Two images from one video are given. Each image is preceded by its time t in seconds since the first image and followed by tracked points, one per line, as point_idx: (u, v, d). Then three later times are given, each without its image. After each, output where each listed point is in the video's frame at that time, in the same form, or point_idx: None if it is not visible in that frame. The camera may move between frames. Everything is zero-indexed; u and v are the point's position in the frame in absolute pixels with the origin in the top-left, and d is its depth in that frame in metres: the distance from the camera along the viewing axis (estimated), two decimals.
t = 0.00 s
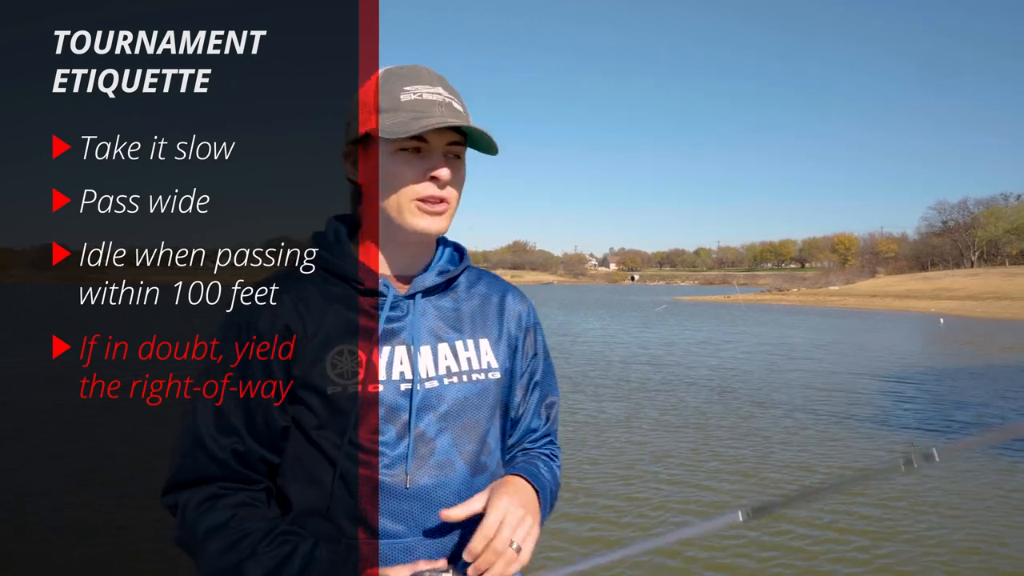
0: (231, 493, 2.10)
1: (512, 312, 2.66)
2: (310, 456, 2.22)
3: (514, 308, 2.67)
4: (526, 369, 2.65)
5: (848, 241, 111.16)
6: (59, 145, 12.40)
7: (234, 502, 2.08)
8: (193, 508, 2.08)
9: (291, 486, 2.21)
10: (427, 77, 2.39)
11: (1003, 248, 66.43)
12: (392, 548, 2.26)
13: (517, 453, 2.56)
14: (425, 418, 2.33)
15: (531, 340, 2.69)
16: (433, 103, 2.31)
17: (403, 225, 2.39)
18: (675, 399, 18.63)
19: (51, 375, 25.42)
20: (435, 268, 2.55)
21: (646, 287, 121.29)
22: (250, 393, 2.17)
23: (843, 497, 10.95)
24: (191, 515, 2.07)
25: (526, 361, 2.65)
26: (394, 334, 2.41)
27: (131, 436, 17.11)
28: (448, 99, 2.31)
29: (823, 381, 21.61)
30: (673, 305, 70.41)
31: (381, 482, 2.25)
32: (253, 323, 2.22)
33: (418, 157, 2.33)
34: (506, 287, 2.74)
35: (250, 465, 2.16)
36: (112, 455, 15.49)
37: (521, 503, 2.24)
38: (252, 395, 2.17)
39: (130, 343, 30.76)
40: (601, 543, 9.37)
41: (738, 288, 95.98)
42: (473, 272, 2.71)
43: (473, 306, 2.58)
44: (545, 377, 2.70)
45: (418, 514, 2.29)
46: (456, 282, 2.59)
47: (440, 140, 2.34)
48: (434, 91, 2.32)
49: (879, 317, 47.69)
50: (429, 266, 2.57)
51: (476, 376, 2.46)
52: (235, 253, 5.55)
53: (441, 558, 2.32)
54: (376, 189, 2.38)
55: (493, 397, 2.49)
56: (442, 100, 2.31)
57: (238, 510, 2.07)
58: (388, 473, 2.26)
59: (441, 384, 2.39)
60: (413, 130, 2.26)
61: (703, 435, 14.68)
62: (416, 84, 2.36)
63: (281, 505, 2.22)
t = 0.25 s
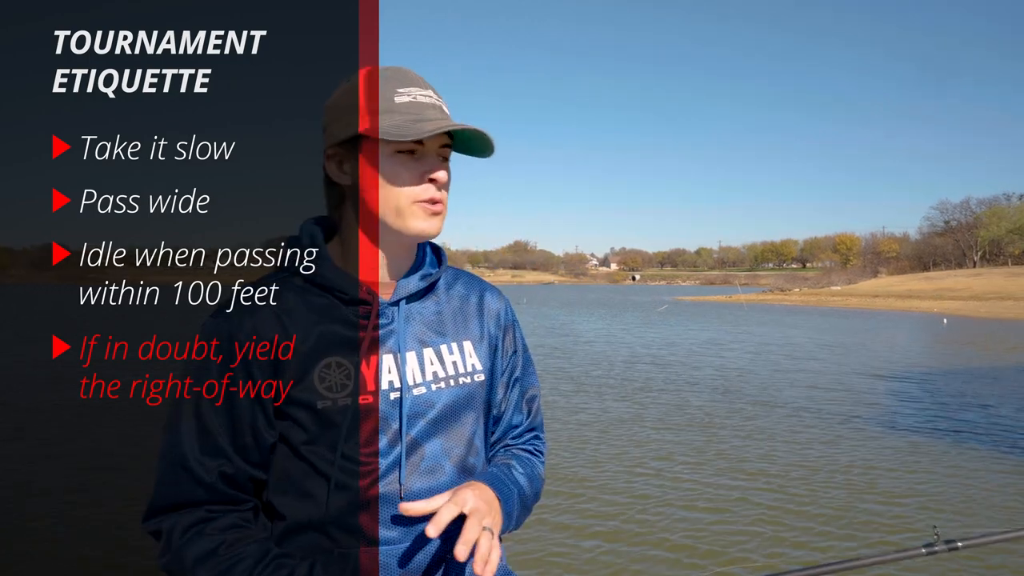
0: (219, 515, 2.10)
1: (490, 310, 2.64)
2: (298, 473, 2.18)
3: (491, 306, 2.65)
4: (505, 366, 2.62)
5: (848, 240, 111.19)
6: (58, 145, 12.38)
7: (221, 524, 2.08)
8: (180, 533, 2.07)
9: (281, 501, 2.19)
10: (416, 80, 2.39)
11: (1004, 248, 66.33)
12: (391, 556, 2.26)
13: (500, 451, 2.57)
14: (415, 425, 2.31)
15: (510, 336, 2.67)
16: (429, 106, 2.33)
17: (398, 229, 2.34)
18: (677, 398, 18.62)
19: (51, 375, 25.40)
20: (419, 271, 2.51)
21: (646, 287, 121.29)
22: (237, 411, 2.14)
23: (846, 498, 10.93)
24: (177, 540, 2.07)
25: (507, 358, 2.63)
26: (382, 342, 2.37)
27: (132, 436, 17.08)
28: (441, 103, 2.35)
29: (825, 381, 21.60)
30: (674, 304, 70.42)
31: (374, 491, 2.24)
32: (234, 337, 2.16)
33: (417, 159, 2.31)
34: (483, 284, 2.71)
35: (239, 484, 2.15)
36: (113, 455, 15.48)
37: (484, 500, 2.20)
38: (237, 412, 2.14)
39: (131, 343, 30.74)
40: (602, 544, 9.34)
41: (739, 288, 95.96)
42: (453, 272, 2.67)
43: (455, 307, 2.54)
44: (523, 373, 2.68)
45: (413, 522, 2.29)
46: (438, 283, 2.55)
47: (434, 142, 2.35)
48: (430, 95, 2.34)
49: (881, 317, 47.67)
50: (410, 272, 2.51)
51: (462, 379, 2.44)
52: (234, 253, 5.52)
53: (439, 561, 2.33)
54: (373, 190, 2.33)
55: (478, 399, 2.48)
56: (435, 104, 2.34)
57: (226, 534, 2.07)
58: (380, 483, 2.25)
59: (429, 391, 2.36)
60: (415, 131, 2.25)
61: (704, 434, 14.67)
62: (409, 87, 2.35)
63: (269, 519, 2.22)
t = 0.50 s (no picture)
0: (230, 501, 2.09)
1: (507, 314, 2.55)
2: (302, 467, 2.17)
3: (509, 311, 2.56)
4: (522, 373, 2.52)
5: (849, 240, 111.20)
6: (60, 145, 12.38)
7: (232, 511, 2.07)
8: (190, 520, 2.05)
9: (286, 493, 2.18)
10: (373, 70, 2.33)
11: (1004, 248, 66.31)
12: (384, 558, 2.23)
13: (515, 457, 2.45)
14: (414, 426, 2.29)
15: (528, 343, 2.56)
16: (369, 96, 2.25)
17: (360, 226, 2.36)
18: (680, 398, 18.62)
19: (53, 375, 25.39)
20: (426, 272, 2.50)
21: (647, 287, 121.29)
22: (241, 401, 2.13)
23: (848, 498, 10.90)
24: (188, 527, 2.05)
25: (523, 365, 2.53)
26: (385, 341, 2.37)
27: (132, 435, 17.08)
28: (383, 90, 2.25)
29: (827, 381, 21.58)
30: (676, 304, 70.43)
31: (369, 491, 2.22)
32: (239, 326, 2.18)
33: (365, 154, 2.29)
34: (504, 288, 2.63)
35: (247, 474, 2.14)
36: (116, 455, 15.48)
37: (500, 479, 2.16)
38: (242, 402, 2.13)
39: (133, 343, 30.74)
40: (604, 543, 9.33)
41: (740, 288, 96.01)
42: (469, 273, 2.63)
43: (467, 309, 2.49)
44: (542, 382, 2.58)
45: (410, 526, 2.26)
46: (450, 284, 2.52)
47: (382, 135, 2.29)
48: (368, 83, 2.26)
49: (883, 318, 47.64)
50: (418, 272, 2.50)
51: (468, 384, 2.37)
52: (236, 252, 5.50)
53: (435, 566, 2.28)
54: (336, 193, 2.40)
55: (488, 405, 2.40)
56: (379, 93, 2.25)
57: (235, 521, 2.06)
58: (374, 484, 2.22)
59: (432, 393, 2.33)
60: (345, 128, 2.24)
61: (707, 434, 14.65)
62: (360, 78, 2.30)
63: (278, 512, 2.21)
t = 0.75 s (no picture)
0: (259, 500, 2.23)
1: (538, 313, 2.55)
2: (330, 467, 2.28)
3: (541, 309, 2.56)
4: (558, 371, 2.57)
5: (848, 240, 111.21)
6: (60, 145, 12.38)
7: (258, 509, 2.20)
8: (226, 513, 2.22)
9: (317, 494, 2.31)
10: (428, 78, 2.44)
11: (1002, 249, 66.25)
12: (404, 562, 2.24)
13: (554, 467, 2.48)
14: (435, 429, 2.30)
15: (563, 340, 2.59)
16: (432, 102, 2.35)
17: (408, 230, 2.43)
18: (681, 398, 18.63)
19: (53, 375, 25.38)
20: (451, 272, 2.50)
21: (646, 288, 121.22)
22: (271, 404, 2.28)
23: (849, 498, 10.89)
24: (224, 520, 2.22)
25: (559, 363, 2.57)
26: (405, 343, 2.39)
27: (132, 436, 17.06)
28: (448, 98, 2.36)
29: (828, 381, 21.59)
30: (674, 305, 70.39)
31: (390, 493, 2.25)
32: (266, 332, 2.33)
33: (424, 157, 2.38)
34: (537, 286, 2.63)
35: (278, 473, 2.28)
36: (117, 455, 15.48)
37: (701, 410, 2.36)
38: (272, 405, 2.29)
39: (133, 343, 30.73)
40: (605, 544, 9.32)
41: (739, 288, 96.00)
42: (499, 271, 2.62)
43: (494, 308, 2.49)
44: (579, 380, 2.61)
45: (431, 530, 2.26)
46: (476, 284, 2.52)
47: (439, 140, 2.37)
48: (431, 90, 2.36)
49: (882, 318, 47.63)
50: (443, 272, 2.51)
51: (493, 384, 2.39)
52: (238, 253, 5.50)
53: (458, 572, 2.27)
54: (381, 195, 2.45)
55: (515, 406, 2.41)
56: (438, 98, 2.35)
57: (260, 519, 2.19)
58: (394, 486, 2.25)
59: (454, 393, 2.34)
60: (408, 130, 2.32)
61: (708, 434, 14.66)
62: (415, 85, 2.41)
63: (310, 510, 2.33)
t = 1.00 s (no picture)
0: (291, 502, 2.36)
1: (572, 312, 2.63)
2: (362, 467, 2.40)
3: (574, 308, 2.64)
4: (591, 372, 2.63)
5: (838, 240, 111.69)
6: (59, 146, 12.43)
7: (291, 511, 2.33)
8: (261, 513, 2.35)
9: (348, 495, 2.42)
10: (463, 76, 2.50)
11: (989, 249, 66.62)
12: (438, 562, 2.33)
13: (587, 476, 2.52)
14: (467, 429, 2.42)
15: (595, 341, 2.65)
16: (466, 100, 2.42)
17: (437, 226, 2.47)
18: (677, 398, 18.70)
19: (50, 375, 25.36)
20: (483, 272, 2.60)
21: (638, 288, 121.40)
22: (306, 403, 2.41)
23: (846, 498, 10.96)
24: (260, 518, 2.36)
25: (591, 364, 2.63)
26: (437, 344, 2.51)
27: (131, 436, 17.10)
28: (482, 99, 2.43)
29: (822, 381, 21.71)
30: (665, 305, 70.53)
31: (425, 492, 2.35)
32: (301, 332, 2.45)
33: (455, 154, 2.44)
34: (569, 286, 2.71)
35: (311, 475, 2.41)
36: (117, 455, 15.51)
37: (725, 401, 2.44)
38: (306, 404, 2.41)
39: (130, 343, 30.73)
40: (607, 543, 9.38)
41: (730, 288, 96.25)
42: (531, 271, 2.71)
43: (527, 309, 2.59)
44: (612, 382, 2.66)
45: (465, 531, 2.35)
46: (508, 284, 2.62)
47: (472, 137, 2.43)
48: (466, 88, 2.43)
49: (871, 318, 47.86)
50: (475, 272, 2.60)
51: (524, 385, 2.49)
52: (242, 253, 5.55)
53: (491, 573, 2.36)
54: (413, 190, 2.50)
55: (546, 405, 2.51)
56: (473, 96, 2.42)
57: (293, 522, 2.32)
58: (428, 484, 2.35)
59: (485, 393, 2.46)
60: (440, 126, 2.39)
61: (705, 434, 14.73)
62: (450, 83, 2.48)
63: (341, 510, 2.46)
